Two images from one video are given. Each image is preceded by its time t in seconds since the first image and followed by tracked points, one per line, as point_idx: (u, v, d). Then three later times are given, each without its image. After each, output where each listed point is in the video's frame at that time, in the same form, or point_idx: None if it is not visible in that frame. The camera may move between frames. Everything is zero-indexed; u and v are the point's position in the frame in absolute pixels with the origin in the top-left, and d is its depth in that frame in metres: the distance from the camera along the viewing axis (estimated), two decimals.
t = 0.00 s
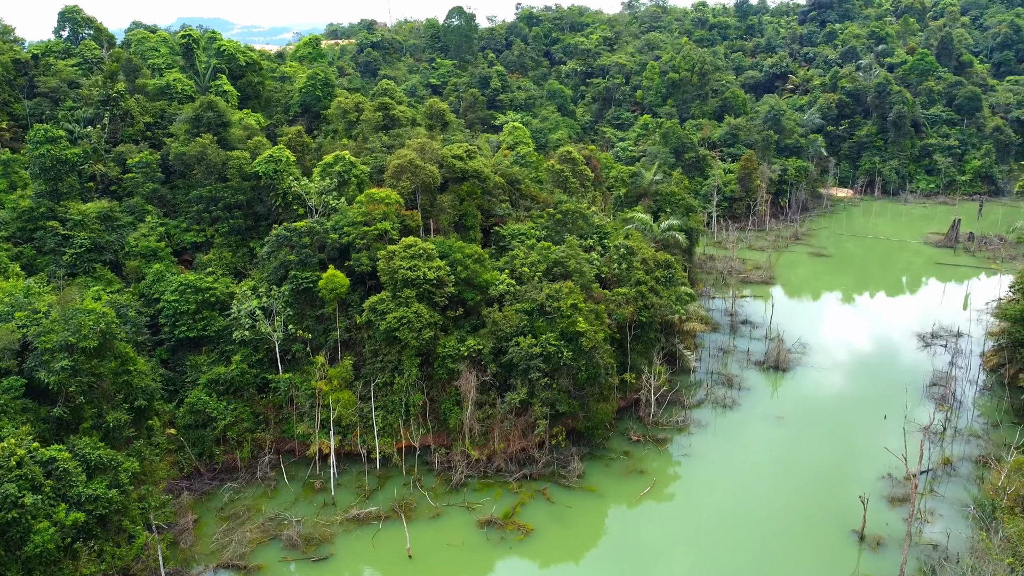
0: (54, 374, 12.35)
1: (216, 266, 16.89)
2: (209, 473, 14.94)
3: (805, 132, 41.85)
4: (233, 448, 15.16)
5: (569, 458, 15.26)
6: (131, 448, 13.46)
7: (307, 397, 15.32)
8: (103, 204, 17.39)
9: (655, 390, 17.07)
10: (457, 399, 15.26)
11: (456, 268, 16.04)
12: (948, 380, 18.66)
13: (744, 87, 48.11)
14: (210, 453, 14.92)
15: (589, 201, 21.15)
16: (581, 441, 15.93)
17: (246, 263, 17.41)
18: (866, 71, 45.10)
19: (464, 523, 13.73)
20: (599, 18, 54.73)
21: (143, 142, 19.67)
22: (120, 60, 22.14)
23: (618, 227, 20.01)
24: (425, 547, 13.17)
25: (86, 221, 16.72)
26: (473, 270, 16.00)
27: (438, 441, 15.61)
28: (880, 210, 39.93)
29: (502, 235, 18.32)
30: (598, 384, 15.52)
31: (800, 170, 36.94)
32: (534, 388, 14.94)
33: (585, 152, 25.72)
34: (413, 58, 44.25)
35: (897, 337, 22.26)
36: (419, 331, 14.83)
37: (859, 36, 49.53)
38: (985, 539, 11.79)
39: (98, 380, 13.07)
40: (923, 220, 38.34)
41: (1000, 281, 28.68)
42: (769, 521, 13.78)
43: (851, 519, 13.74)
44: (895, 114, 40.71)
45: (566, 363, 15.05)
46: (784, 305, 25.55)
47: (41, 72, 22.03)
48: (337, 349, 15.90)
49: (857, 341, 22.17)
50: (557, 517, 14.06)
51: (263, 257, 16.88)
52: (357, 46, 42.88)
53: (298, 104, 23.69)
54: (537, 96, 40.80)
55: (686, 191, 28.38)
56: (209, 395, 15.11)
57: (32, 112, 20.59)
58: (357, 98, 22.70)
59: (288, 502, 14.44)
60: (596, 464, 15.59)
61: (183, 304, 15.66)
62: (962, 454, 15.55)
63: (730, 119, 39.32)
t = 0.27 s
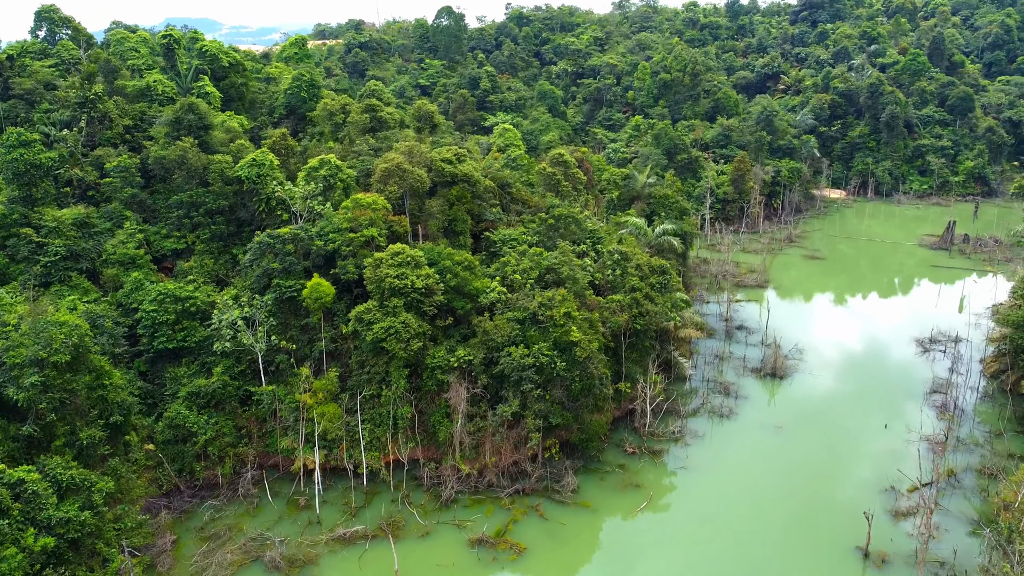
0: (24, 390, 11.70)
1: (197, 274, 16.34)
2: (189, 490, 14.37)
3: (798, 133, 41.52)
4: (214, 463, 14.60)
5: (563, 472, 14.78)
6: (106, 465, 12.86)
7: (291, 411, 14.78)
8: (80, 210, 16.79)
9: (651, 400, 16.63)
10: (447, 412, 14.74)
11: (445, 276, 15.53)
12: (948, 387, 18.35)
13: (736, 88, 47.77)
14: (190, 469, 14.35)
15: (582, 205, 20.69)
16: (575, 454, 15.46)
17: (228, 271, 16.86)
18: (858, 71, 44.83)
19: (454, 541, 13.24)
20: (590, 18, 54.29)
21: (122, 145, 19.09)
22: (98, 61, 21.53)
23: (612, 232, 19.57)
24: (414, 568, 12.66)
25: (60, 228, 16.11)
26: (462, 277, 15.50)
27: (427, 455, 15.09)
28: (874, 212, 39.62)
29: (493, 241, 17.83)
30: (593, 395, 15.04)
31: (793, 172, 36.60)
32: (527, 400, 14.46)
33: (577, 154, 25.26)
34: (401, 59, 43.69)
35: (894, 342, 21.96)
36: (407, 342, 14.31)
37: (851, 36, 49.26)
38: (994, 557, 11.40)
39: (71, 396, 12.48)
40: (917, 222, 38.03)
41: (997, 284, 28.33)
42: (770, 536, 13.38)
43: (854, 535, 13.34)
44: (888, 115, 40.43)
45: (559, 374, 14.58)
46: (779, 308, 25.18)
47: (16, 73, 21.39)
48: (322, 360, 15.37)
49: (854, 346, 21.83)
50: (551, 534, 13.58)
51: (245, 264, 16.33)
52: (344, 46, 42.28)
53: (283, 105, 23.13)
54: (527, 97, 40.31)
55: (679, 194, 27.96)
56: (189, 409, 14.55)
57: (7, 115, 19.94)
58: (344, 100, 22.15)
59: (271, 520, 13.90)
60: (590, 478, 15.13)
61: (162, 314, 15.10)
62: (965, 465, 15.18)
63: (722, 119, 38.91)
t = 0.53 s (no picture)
0: None
1: (169, 283, 15.72)
2: (159, 510, 13.73)
3: (782, 134, 41.30)
4: (186, 482, 13.97)
5: (550, 487, 14.29)
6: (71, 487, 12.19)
7: (266, 426, 14.19)
8: (45, 217, 16.10)
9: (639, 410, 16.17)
10: (429, 425, 14.20)
11: (427, 284, 15.01)
12: (939, 392, 18.07)
13: (719, 88, 47.54)
14: (161, 489, 13.70)
15: (567, 210, 20.24)
16: (562, 468, 14.98)
17: (201, 280, 16.24)
18: (841, 71, 44.71)
19: (437, 562, 12.71)
20: (572, 18, 53.87)
21: (90, 149, 18.41)
22: (65, 62, 20.82)
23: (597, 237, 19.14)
24: None
25: (24, 237, 15.40)
26: (444, 285, 14.98)
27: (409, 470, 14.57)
28: (858, 213, 39.47)
29: (475, 247, 17.33)
30: (580, 407, 14.57)
31: (777, 173, 36.36)
32: (512, 412, 13.98)
33: (561, 157, 24.79)
34: (381, 59, 43.07)
35: (883, 346, 21.69)
36: (387, 354, 13.77)
37: (833, 37, 49.19)
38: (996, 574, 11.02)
39: (32, 416, 11.86)
40: (900, 223, 37.91)
41: (983, 285, 28.11)
42: (764, 551, 12.97)
43: (850, 550, 12.92)
44: (872, 115, 40.32)
45: (545, 385, 14.10)
46: (766, 311, 24.85)
47: None
48: (298, 373, 14.82)
49: (843, 349, 21.55)
50: (538, 553, 13.07)
51: (218, 274, 15.71)
52: (323, 47, 41.61)
53: (259, 107, 22.50)
54: (509, 98, 39.83)
55: (664, 196, 27.58)
56: (160, 426, 13.91)
57: None
58: (322, 102, 21.56)
59: (246, 542, 13.31)
60: (577, 492, 14.66)
61: (130, 326, 14.46)
62: (960, 475, 14.84)
63: (706, 120, 38.61)
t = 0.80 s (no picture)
0: None
1: (132, 294, 15.04)
2: (122, 534, 13.06)
3: (760, 134, 41.12)
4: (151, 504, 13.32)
5: (532, 503, 13.80)
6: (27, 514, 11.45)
7: (235, 444, 13.57)
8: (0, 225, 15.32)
9: (623, 420, 15.72)
10: (407, 441, 13.67)
11: (403, 294, 14.47)
12: (925, 397, 17.86)
13: (696, 89, 47.33)
14: (124, 511, 13.03)
15: (547, 214, 19.75)
16: (544, 482, 14.51)
17: (166, 290, 15.56)
18: (818, 72, 44.68)
19: None
20: (548, 18, 53.44)
21: (49, 154, 17.65)
22: (23, 64, 20.01)
23: (578, 241, 18.69)
24: None
25: None
26: (420, 295, 14.45)
27: (385, 486, 14.03)
28: (836, 213, 39.37)
29: (453, 253, 16.80)
30: (562, 419, 14.10)
31: (756, 174, 36.15)
32: (493, 427, 13.47)
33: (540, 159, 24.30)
34: (356, 60, 42.37)
35: (866, 349, 21.48)
36: (362, 367, 13.21)
37: (810, 37, 49.16)
38: None
39: None
40: (878, 223, 37.87)
41: (964, 286, 27.95)
42: (756, 565, 12.57)
43: (843, 563, 12.55)
44: (849, 116, 40.31)
45: (526, 398, 13.61)
46: (748, 314, 24.52)
47: None
48: (269, 388, 14.22)
49: (826, 352, 21.30)
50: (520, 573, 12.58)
51: (184, 284, 15.04)
52: (296, 47, 40.82)
53: (228, 110, 21.81)
54: (486, 99, 39.31)
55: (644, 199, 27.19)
56: (123, 445, 13.23)
57: None
58: (293, 104, 20.90)
59: (214, 567, 12.70)
60: (561, 508, 14.17)
61: (91, 340, 13.74)
62: (949, 483, 14.55)
63: (685, 121, 38.31)
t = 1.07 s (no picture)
0: None
1: (93, 306, 14.34)
2: (82, 560, 12.36)
3: (737, 135, 40.93)
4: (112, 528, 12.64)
5: (513, 520, 13.30)
6: None
7: (201, 464, 12.94)
8: None
9: (605, 432, 15.26)
10: (382, 457, 13.12)
11: (377, 304, 13.91)
12: (908, 400, 17.77)
13: (672, 90, 47.10)
14: (84, 537, 12.34)
15: (525, 219, 19.26)
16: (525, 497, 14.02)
17: (128, 302, 14.88)
18: (793, 72, 44.65)
19: None
20: (523, 19, 52.98)
21: (3, 159, 16.85)
22: None
23: (557, 247, 18.23)
24: None
25: None
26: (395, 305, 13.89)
27: (360, 505, 13.47)
28: (813, 213, 39.31)
29: (429, 260, 16.26)
30: (544, 433, 13.62)
31: (734, 175, 35.95)
32: (472, 442, 12.96)
33: (517, 162, 23.80)
34: (328, 61, 41.61)
35: (847, 350, 21.40)
36: (334, 383, 12.64)
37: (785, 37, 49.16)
38: None
39: None
40: (855, 223, 37.86)
41: (943, 285, 27.80)
42: None
43: None
44: (825, 116, 40.30)
45: (506, 412, 13.11)
46: (729, 317, 24.20)
47: None
48: (237, 404, 13.62)
49: (807, 352, 21.24)
50: None
51: (147, 296, 14.36)
52: (267, 48, 39.98)
53: (194, 112, 21.08)
54: (461, 101, 38.78)
55: (623, 201, 26.81)
56: (82, 466, 12.52)
57: None
58: (261, 106, 20.23)
59: None
60: (543, 525, 13.69)
61: (48, 356, 12.99)
62: (938, 491, 14.28)
63: (662, 122, 38.03)
